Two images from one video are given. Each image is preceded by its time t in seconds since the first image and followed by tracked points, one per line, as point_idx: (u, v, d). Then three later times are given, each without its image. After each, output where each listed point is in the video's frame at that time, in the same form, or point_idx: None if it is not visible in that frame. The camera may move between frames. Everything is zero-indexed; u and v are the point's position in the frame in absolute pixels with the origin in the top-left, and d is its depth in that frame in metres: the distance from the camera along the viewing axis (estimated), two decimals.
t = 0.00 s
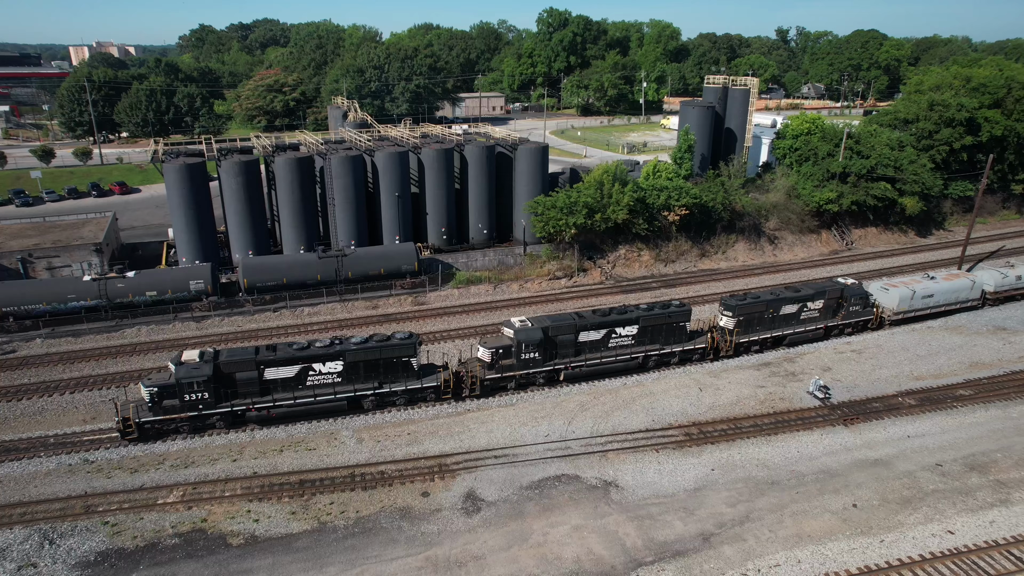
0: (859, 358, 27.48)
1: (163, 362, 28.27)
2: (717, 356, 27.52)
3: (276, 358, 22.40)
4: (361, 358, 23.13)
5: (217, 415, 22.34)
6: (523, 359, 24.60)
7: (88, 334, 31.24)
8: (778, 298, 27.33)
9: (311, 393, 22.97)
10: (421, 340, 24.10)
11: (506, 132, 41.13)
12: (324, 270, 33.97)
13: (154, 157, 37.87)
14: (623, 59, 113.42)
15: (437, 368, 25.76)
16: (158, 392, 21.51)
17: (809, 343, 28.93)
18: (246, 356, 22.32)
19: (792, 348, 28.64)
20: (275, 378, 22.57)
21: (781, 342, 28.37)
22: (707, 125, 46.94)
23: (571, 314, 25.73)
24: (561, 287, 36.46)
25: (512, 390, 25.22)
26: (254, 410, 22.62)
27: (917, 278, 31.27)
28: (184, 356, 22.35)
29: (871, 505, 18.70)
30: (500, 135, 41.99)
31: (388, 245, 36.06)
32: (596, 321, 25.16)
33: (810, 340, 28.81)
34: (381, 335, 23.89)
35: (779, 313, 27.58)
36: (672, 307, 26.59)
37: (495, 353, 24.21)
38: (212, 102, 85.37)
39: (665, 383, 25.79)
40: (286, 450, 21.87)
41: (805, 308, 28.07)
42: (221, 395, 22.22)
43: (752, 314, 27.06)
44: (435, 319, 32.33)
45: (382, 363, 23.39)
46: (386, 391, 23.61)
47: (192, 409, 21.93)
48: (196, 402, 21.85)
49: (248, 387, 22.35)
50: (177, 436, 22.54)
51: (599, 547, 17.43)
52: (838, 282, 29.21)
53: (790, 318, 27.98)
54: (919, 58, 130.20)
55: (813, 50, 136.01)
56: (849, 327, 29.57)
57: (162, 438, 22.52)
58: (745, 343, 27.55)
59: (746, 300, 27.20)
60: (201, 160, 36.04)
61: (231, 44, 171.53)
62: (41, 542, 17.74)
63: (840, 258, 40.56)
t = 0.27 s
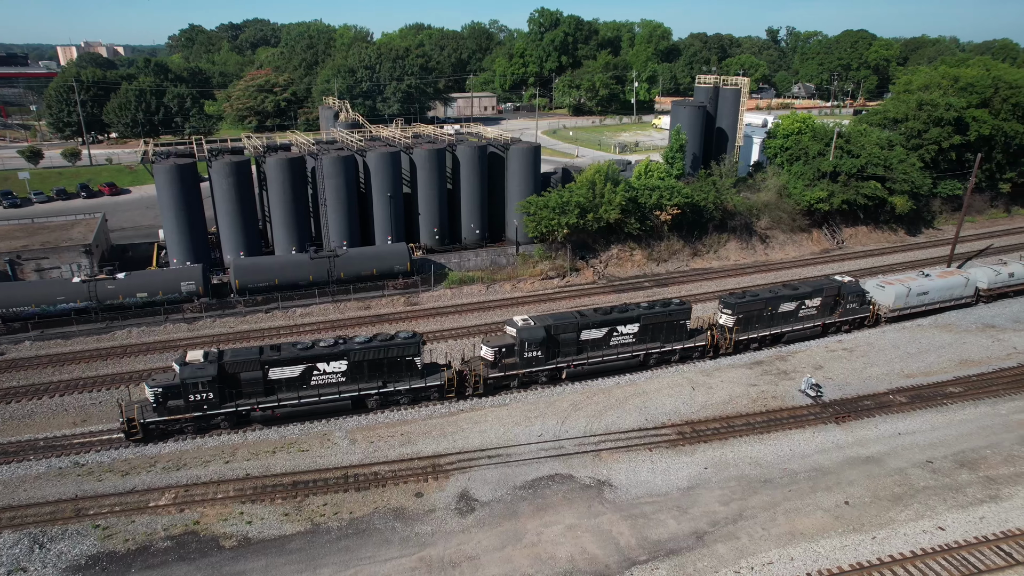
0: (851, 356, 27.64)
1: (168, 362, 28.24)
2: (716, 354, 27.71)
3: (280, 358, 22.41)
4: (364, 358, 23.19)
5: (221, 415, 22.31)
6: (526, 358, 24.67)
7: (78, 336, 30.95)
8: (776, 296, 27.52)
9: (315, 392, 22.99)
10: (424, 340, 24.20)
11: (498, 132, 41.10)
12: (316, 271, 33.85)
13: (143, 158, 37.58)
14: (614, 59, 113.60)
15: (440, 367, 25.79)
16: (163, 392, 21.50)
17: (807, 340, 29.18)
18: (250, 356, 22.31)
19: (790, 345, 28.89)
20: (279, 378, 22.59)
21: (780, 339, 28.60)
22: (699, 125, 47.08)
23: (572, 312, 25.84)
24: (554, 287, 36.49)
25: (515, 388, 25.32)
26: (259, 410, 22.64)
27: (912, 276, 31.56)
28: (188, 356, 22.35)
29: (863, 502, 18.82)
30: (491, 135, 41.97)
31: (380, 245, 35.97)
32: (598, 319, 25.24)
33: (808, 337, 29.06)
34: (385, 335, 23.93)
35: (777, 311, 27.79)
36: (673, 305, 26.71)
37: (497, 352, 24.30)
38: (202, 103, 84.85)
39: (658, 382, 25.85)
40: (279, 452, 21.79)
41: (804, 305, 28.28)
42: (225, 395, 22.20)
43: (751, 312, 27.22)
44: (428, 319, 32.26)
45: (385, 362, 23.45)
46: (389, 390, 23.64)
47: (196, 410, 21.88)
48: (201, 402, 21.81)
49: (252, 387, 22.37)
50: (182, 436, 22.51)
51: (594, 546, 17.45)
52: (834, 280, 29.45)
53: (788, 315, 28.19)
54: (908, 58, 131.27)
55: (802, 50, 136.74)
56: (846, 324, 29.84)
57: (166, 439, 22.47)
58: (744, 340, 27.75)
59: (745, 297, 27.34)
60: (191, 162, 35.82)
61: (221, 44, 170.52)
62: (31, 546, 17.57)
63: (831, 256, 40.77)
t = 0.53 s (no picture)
0: (845, 355, 27.74)
1: (175, 362, 28.26)
2: (718, 352, 27.85)
3: (288, 357, 22.39)
4: (372, 357, 23.18)
5: (229, 414, 22.29)
6: (531, 357, 24.72)
7: (71, 337, 30.78)
8: (777, 294, 27.73)
9: (323, 391, 22.98)
10: (430, 339, 24.29)
11: (493, 132, 41.12)
12: (311, 271, 33.78)
13: (138, 159, 37.46)
14: (609, 59, 113.76)
15: (445, 364, 25.78)
16: (171, 392, 21.43)
17: (808, 338, 29.40)
18: (257, 356, 22.26)
19: (792, 343, 29.07)
20: (287, 377, 22.58)
21: (781, 337, 28.78)
22: (693, 125, 47.19)
23: (577, 311, 25.87)
24: (549, 287, 36.52)
25: (520, 387, 25.38)
26: (267, 410, 22.62)
27: (910, 274, 31.85)
28: (196, 355, 22.22)
29: (858, 500, 18.89)
30: (486, 135, 41.98)
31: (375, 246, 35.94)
32: (602, 318, 25.28)
33: (810, 335, 29.29)
34: (391, 334, 23.94)
35: (779, 309, 27.99)
36: (676, 303, 26.87)
37: (503, 350, 24.58)
38: (196, 103, 84.55)
39: (653, 381, 25.88)
40: (275, 452, 21.74)
41: (805, 303, 28.51)
42: (233, 394, 22.17)
43: (753, 310, 27.38)
44: (423, 320, 32.23)
45: (392, 361, 23.47)
46: (397, 389, 23.67)
47: (204, 409, 21.86)
48: (209, 402, 21.78)
49: (260, 386, 22.35)
50: (189, 436, 22.46)
51: (590, 546, 17.46)
52: (834, 278, 29.69)
53: (790, 313, 28.40)
54: (901, 58, 131.90)
55: (797, 50, 137.22)
56: (847, 322, 30.07)
57: (174, 438, 22.42)
58: (746, 338, 27.94)
59: (747, 296, 27.46)
60: (186, 162, 35.55)
61: (215, 44, 169.98)
62: (24, 549, 17.47)
63: (826, 256, 40.91)
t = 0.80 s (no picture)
0: (841, 354, 27.83)
1: (183, 361, 28.27)
2: (722, 350, 28.11)
3: (296, 356, 22.48)
4: (379, 356, 23.27)
5: (238, 414, 22.35)
6: (537, 355, 24.85)
7: (66, 338, 30.67)
8: (779, 292, 27.99)
9: (331, 390, 23.08)
10: (437, 337, 24.40)
11: (489, 132, 41.12)
12: (307, 272, 33.68)
13: (132, 159, 37.33)
14: (605, 59, 113.86)
15: (451, 363, 25.91)
16: (179, 391, 21.47)
17: (810, 336, 29.60)
18: (265, 355, 22.34)
19: (795, 340, 29.25)
20: (295, 376, 22.67)
21: (783, 335, 28.99)
22: (689, 124, 47.26)
23: (583, 309, 25.99)
24: (545, 286, 36.53)
25: (526, 385, 25.48)
26: (275, 409, 22.69)
27: (910, 272, 32.12)
28: (204, 355, 22.27)
29: (853, 499, 18.94)
30: (482, 135, 41.98)
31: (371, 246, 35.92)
32: (607, 316, 25.42)
33: (812, 333, 29.48)
34: (398, 333, 24.03)
35: (781, 307, 28.24)
36: (679, 302, 27.07)
37: (509, 348, 24.69)
38: (191, 103, 84.29)
39: (649, 381, 25.91)
40: (270, 453, 21.68)
41: (806, 301, 28.74)
42: (242, 394, 22.21)
43: (755, 308, 27.61)
44: (420, 320, 32.19)
45: (400, 360, 23.58)
46: (404, 387, 23.76)
47: (212, 408, 21.92)
48: (217, 401, 21.84)
49: (268, 385, 22.41)
50: (198, 435, 22.51)
51: (586, 546, 17.47)
52: (835, 277, 29.91)
53: (791, 311, 28.63)
54: (895, 58, 132.37)
55: (792, 50, 137.59)
56: (848, 320, 30.25)
57: (183, 438, 22.46)
58: (749, 336, 28.14)
59: (749, 294, 27.68)
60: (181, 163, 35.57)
61: (210, 44, 169.52)
62: (19, 551, 17.38)
63: (821, 255, 41.04)
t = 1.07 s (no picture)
0: (836, 354, 27.91)
1: (193, 361, 28.27)
2: (725, 348, 28.27)
3: (304, 355, 22.66)
4: (386, 355, 23.43)
5: (246, 413, 22.47)
6: (543, 353, 25.01)
7: (60, 339, 30.54)
8: (781, 291, 28.22)
9: (338, 389, 23.22)
10: (443, 336, 24.56)
11: (485, 132, 41.10)
12: (303, 272, 33.59)
13: (128, 159, 37.23)
14: (601, 58, 113.98)
15: (458, 362, 26.06)
16: (188, 390, 21.66)
17: (811, 335, 29.78)
18: (274, 355, 22.56)
19: (796, 339, 29.45)
20: (303, 375, 22.86)
21: (785, 334, 29.18)
22: (685, 124, 47.34)
23: (587, 309, 26.20)
24: (542, 286, 36.54)
25: (532, 384, 25.61)
26: (283, 408, 22.80)
27: (910, 271, 32.40)
28: (213, 355, 22.59)
29: (849, 497, 18.99)
30: (478, 135, 41.95)
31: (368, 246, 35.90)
32: (613, 315, 25.64)
33: (813, 331, 29.68)
34: (405, 332, 24.22)
35: (783, 305, 28.45)
36: (683, 300, 27.19)
37: (515, 347, 24.80)
38: (186, 103, 84.02)
39: (645, 380, 25.93)
40: (267, 454, 21.65)
41: (808, 300, 29.00)
42: (250, 393, 22.37)
43: (758, 306, 27.85)
44: (416, 320, 32.14)
45: (407, 358, 23.73)
46: (411, 386, 23.90)
47: (221, 408, 22.06)
48: (226, 400, 21.98)
49: (276, 384, 22.56)
50: (207, 435, 22.54)
51: (583, 545, 17.48)
52: (836, 275, 30.17)
53: (793, 310, 28.83)
54: (890, 58, 132.86)
55: (787, 50, 137.96)
56: (849, 318, 30.48)
57: (191, 437, 22.46)
58: (752, 335, 28.32)
59: (752, 292, 27.95)
60: (176, 163, 35.37)
61: (205, 44, 169.08)
62: (13, 553, 17.30)
63: (817, 255, 41.15)
